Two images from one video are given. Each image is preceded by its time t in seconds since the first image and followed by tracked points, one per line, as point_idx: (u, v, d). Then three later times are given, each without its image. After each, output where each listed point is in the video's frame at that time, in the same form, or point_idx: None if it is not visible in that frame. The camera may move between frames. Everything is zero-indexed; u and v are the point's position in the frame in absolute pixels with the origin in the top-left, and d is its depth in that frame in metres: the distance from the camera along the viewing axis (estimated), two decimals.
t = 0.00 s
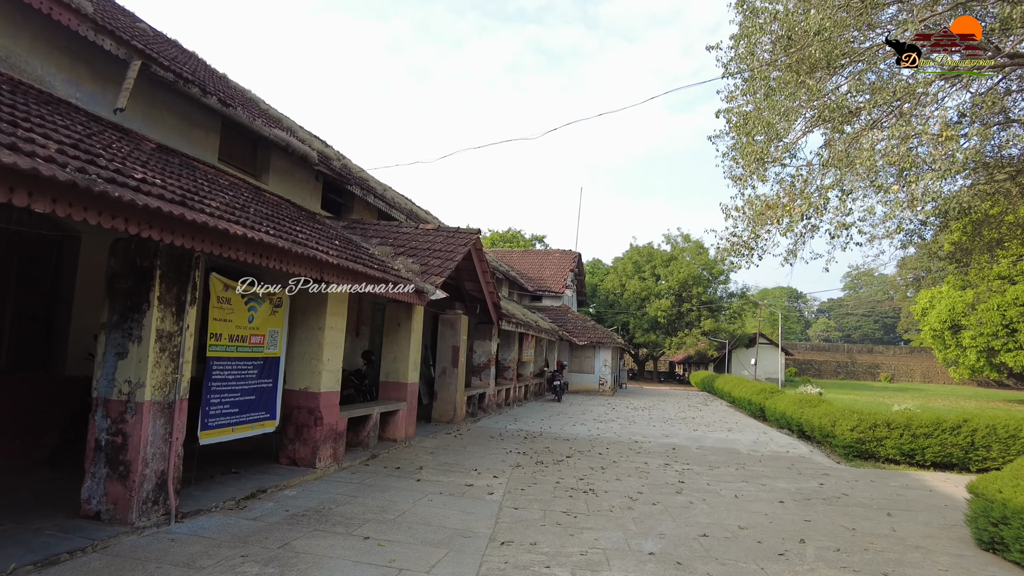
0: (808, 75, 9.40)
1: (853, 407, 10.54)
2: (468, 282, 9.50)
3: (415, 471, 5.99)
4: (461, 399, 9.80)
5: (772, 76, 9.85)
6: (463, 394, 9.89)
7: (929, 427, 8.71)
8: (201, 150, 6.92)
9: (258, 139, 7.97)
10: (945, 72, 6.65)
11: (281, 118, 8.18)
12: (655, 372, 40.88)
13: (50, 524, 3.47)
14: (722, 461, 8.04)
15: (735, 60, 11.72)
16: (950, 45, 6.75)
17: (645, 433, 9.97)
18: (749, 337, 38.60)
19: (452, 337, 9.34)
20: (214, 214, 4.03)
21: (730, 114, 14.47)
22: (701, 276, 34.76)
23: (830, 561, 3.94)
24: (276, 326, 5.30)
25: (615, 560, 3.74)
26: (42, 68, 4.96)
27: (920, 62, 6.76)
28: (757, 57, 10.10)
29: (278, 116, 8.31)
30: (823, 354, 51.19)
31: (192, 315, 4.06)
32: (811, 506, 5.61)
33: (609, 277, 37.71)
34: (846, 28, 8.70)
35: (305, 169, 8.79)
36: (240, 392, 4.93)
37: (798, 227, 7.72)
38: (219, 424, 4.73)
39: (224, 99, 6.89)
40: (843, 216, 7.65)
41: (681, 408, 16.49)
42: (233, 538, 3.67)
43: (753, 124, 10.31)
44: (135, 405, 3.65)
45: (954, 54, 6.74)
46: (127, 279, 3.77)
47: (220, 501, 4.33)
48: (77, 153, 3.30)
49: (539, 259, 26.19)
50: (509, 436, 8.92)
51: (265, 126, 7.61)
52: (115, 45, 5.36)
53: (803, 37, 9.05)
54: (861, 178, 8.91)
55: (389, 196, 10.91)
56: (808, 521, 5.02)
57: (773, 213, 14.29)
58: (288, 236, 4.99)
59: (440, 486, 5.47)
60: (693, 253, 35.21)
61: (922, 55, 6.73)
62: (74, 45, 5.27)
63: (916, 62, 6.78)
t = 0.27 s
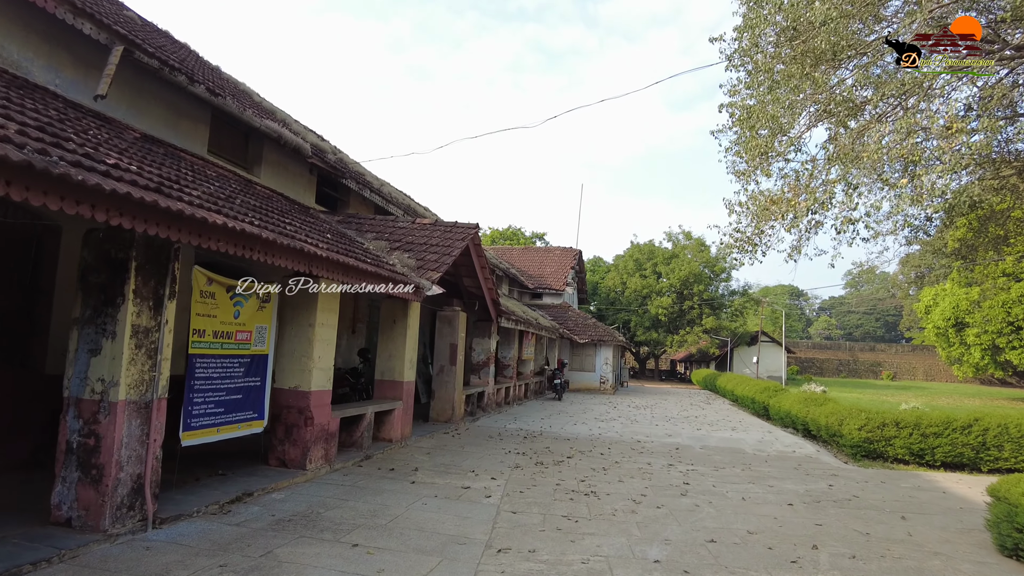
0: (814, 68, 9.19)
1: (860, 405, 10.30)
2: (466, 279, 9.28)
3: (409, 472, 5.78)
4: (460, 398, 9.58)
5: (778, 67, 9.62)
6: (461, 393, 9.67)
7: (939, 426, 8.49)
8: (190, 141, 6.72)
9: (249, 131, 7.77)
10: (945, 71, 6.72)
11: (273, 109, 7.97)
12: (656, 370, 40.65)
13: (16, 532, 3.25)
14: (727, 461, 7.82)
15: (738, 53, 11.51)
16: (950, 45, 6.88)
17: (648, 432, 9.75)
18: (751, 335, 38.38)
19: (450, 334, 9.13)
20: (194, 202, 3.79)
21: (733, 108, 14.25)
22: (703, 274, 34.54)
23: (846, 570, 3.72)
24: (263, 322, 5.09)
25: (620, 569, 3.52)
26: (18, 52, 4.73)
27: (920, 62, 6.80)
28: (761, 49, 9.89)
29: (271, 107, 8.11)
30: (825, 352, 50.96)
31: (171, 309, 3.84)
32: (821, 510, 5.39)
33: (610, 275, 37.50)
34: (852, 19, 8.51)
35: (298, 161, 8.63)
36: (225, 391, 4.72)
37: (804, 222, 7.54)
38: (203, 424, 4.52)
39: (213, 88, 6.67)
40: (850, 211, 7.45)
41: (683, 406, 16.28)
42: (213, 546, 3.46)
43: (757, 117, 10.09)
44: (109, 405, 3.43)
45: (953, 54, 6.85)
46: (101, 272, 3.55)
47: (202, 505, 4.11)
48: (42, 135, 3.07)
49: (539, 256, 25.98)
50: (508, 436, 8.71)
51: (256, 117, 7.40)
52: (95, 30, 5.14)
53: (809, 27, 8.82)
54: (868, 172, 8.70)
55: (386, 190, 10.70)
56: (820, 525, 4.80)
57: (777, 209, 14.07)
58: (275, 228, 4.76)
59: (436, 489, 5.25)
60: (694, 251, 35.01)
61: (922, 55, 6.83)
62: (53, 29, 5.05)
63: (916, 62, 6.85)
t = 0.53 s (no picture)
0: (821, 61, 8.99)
1: (866, 406, 10.09)
2: (464, 275, 9.07)
3: (404, 475, 5.58)
4: (457, 397, 9.33)
5: (784, 60, 9.40)
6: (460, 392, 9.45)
7: (948, 428, 8.29)
8: (179, 131, 6.52)
9: (241, 122, 7.57)
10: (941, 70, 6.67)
11: (266, 100, 7.77)
12: (656, 369, 40.48)
13: None
14: (732, 463, 7.62)
15: (742, 47, 11.30)
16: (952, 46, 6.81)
17: (649, 433, 9.54)
18: (752, 334, 38.19)
19: (448, 333, 8.90)
20: (173, 190, 3.57)
21: (736, 103, 14.04)
22: (703, 272, 34.33)
23: None
24: (251, 319, 4.89)
25: None
26: None
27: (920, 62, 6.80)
28: (766, 43, 9.68)
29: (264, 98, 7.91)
30: (825, 352, 50.79)
31: (150, 305, 3.63)
32: (832, 515, 5.18)
33: (610, 274, 37.28)
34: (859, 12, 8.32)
35: (292, 154, 8.41)
36: (211, 390, 4.52)
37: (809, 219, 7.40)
38: (187, 425, 4.31)
39: (202, 77, 6.46)
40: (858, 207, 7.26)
41: (684, 406, 16.07)
42: (192, 556, 3.25)
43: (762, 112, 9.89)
44: (81, 406, 3.22)
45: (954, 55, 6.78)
46: (73, 264, 3.33)
47: (184, 511, 3.90)
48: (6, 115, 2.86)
49: (539, 254, 25.78)
50: (507, 436, 8.50)
51: (248, 107, 7.20)
52: (76, 12, 4.93)
53: (816, 17, 8.61)
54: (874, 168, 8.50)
55: (383, 185, 10.49)
56: (831, 532, 4.59)
57: (781, 206, 13.87)
58: (262, 219, 4.54)
59: (432, 493, 5.04)
60: (695, 249, 34.82)
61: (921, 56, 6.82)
62: (32, 11, 4.83)
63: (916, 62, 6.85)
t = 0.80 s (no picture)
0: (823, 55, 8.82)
1: (869, 406, 9.91)
2: (459, 273, 8.88)
3: (395, 479, 5.38)
4: (453, 399, 9.14)
5: (785, 53, 9.21)
6: (455, 393, 9.25)
7: (954, 428, 8.12)
8: (165, 125, 6.33)
9: (230, 117, 7.38)
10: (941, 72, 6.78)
11: (256, 94, 7.58)
12: (656, 369, 40.33)
13: None
14: (733, 465, 7.44)
15: (742, 41, 11.13)
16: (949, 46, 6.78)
17: (649, 434, 9.35)
18: (751, 333, 38.04)
19: (443, 332, 8.73)
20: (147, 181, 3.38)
21: (735, 100, 13.87)
22: (702, 271, 34.15)
23: None
24: (235, 318, 4.70)
25: None
26: None
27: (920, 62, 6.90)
28: (766, 37, 9.51)
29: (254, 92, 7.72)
30: (825, 351, 50.67)
31: (122, 302, 3.43)
32: (839, 520, 5.00)
33: (609, 273, 37.10)
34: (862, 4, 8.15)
35: (282, 149, 8.22)
36: (192, 392, 4.33)
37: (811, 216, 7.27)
38: (167, 429, 4.12)
39: (188, 68, 6.26)
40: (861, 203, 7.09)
41: (684, 406, 15.88)
42: (164, 569, 3.06)
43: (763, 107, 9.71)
44: (45, 409, 3.02)
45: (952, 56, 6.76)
46: (38, 259, 3.14)
47: (161, 519, 3.70)
48: None
49: (537, 254, 25.59)
50: (503, 438, 8.31)
51: (236, 100, 7.00)
52: None
53: (818, 9, 8.43)
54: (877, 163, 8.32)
55: (377, 182, 10.30)
56: (839, 539, 4.40)
57: (781, 203, 13.70)
58: (245, 213, 4.34)
59: (423, 498, 4.85)
60: (694, 248, 34.67)
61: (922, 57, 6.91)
62: None
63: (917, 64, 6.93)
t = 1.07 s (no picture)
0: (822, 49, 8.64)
1: (870, 406, 9.71)
2: (452, 273, 8.67)
3: (381, 487, 5.16)
4: (446, 402, 8.90)
5: (784, 46, 9.01)
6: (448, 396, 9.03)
7: (959, 429, 7.92)
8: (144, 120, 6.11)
9: (214, 112, 7.16)
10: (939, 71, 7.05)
11: (239, 88, 7.36)
12: (654, 369, 40.13)
13: None
14: (733, 468, 7.23)
15: (740, 36, 10.93)
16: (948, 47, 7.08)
17: (646, 436, 9.13)
18: (749, 333, 37.89)
19: (435, 333, 8.52)
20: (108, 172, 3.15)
21: (733, 96, 13.68)
22: (700, 271, 33.98)
23: None
24: (211, 319, 4.48)
25: None
26: None
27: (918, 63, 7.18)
28: (764, 31, 9.32)
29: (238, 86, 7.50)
30: (823, 350, 50.54)
31: (82, 302, 3.21)
32: (844, 527, 4.79)
33: (607, 273, 36.90)
34: None
35: (268, 146, 7.99)
36: (164, 398, 4.11)
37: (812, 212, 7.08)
38: (137, 437, 3.90)
39: (166, 60, 6.04)
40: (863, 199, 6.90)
41: (682, 407, 15.68)
42: None
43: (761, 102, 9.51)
44: None
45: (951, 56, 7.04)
46: None
47: (126, 533, 3.48)
48: None
49: (534, 253, 25.36)
50: (497, 441, 8.09)
51: (218, 95, 6.78)
52: None
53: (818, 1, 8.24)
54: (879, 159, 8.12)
55: (368, 180, 10.08)
56: (845, 548, 4.20)
57: (780, 201, 13.52)
58: (219, 208, 4.12)
59: (409, 508, 4.63)
60: (692, 248, 34.50)
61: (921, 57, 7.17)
62: None
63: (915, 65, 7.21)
